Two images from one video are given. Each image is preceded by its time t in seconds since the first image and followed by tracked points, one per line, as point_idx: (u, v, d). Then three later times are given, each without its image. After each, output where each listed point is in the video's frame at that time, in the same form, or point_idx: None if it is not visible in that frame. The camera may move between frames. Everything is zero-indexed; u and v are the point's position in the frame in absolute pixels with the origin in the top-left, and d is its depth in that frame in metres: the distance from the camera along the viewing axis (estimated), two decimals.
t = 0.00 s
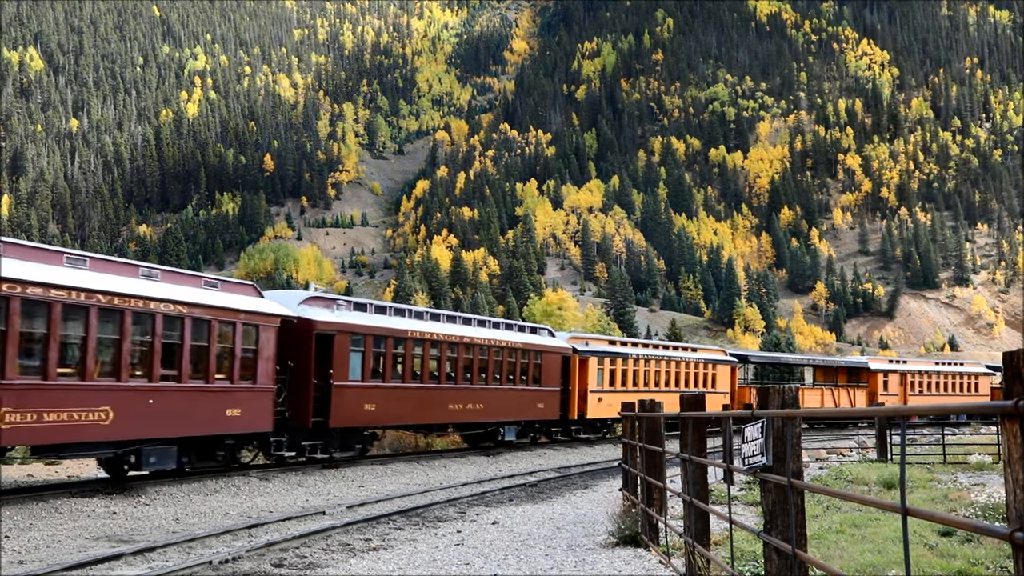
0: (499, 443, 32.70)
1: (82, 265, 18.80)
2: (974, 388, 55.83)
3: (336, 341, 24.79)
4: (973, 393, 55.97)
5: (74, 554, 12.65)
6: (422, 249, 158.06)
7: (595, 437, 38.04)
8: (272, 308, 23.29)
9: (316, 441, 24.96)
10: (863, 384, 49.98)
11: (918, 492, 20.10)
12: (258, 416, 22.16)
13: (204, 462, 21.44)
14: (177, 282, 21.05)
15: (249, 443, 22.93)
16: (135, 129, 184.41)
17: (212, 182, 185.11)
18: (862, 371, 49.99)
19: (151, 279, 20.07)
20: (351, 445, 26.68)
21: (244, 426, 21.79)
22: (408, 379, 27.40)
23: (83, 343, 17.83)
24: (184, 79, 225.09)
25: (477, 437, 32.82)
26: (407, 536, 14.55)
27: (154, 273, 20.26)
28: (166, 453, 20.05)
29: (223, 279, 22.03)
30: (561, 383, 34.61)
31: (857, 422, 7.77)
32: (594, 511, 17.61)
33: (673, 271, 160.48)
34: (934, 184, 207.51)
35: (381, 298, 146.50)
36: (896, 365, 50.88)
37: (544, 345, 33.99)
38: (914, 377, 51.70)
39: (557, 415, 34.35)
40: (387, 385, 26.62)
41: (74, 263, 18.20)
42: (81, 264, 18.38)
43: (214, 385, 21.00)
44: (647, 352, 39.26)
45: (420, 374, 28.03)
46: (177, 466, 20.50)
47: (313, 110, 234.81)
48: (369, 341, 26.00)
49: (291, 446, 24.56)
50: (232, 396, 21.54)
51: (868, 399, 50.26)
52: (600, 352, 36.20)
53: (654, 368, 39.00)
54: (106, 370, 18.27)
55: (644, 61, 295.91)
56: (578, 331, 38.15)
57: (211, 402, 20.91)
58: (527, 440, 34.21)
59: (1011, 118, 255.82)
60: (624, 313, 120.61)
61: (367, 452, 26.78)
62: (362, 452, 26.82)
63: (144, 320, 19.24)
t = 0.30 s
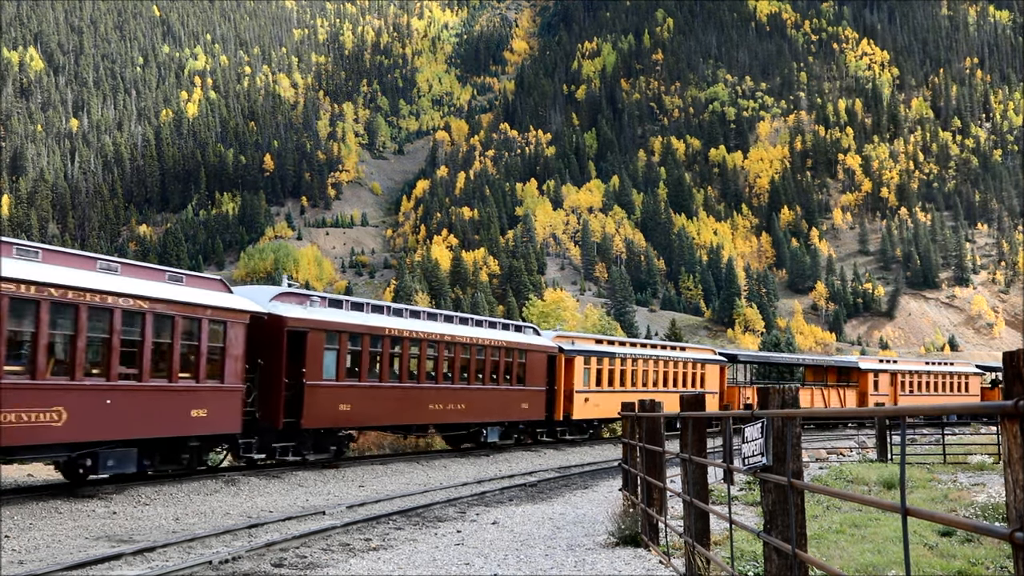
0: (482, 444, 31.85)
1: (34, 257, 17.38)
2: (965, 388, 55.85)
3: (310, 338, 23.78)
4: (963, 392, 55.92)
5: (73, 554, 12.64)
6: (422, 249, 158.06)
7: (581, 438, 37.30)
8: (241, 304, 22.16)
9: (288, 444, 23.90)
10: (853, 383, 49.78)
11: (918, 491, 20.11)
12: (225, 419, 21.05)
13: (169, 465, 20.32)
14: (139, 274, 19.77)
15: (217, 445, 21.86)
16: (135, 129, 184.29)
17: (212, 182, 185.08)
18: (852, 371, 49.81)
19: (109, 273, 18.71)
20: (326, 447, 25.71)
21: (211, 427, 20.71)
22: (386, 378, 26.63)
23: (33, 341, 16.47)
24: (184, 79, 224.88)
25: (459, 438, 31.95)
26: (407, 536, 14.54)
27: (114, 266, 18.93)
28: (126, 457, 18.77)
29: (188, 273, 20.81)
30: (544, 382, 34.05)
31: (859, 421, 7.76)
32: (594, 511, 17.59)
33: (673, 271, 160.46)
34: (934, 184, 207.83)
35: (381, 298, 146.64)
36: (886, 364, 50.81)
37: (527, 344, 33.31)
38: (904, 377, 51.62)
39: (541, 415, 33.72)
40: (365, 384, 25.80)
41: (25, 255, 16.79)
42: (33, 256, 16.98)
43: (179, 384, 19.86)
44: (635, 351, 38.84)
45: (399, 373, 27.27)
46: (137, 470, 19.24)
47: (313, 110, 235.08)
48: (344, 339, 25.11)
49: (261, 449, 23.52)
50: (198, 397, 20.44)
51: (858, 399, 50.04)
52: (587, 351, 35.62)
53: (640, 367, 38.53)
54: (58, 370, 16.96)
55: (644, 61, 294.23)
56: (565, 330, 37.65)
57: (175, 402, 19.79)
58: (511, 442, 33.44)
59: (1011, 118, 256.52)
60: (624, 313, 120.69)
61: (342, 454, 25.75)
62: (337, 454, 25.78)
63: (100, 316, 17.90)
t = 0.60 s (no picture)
0: (466, 446, 31.34)
1: None
2: (957, 388, 55.80)
3: (286, 338, 23.23)
4: (955, 392, 55.92)
5: (74, 554, 12.65)
6: (422, 249, 157.97)
7: (568, 440, 36.62)
8: (212, 300, 21.67)
9: (262, 445, 23.46)
10: (844, 383, 49.55)
11: (918, 491, 20.10)
12: (193, 420, 20.58)
13: (133, 468, 19.93)
14: (104, 269, 19.27)
15: (186, 448, 21.41)
16: (135, 129, 184.33)
17: (212, 182, 185.03)
18: (844, 370, 49.53)
19: (69, 266, 18.23)
20: (303, 449, 25.22)
21: (179, 428, 20.26)
22: (365, 378, 25.97)
23: None
24: (184, 79, 224.83)
25: (443, 440, 31.42)
26: (407, 537, 14.53)
27: (76, 260, 18.46)
28: (86, 460, 18.48)
29: (156, 268, 20.33)
30: (532, 382, 33.45)
31: (859, 422, 7.77)
32: (594, 511, 17.60)
33: (674, 271, 160.47)
34: (935, 183, 208.01)
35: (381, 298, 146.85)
36: (878, 365, 50.70)
37: (515, 344, 32.78)
38: (895, 376, 51.52)
39: (528, 416, 33.11)
40: (342, 384, 25.14)
41: None
42: None
43: (143, 383, 19.35)
44: (625, 351, 38.40)
45: (379, 373, 26.62)
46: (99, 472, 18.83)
47: (313, 110, 235.09)
48: (322, 338, 24.49)
49: (234, 450, 23.02)
50: (165, 396, 19.96)
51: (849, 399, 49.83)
52: (575, 351, 35.11)
53: (629, 366, 38.07)
54: (14, 367, 16.50)
55: (644, 61, 293.73)
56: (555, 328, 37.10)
57: (141, 401, 19.30)
58: (497, 443, 32.90)
59: (1011, 118, 256.46)
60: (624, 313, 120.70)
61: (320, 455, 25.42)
62: (314, 456, 25.45)
63: (58, 310, 17.40)
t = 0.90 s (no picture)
0: (448, 448, 30.41)
1: None
2: (947, 388, 55.73)
3: (258, 336, 22.03)
4: (945, 392, 55.87)
5: (74, 554, 12.62)
6: (422, 249, 158.06)
7: (554, 441, 35.83)
8: (176, 295, 20.46)
9: (231, 448, 22.24)
10: (835, 383, 49.15)
11: (918, 491, 20.14)
12: (153, 421, 19.40)
13: (92, 472, 18.70)
14: (57, 260, 18.08)
15: (148, 450, 20.26)
16: (135, 129, 184.65)
17: (212, 182, 185.04)
18: (834, 370, 49.11)
19: (18, 257, 17.01)
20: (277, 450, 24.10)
21: (139, 430, 19.08)
22: (342, 377, 24.93)
23: None
24: (184, 79, 225.15)
25: (425, 441, 30.49)
26: (407, 536, 14.54)
27: (29, 252, 17.29)
28: (38, 463, 17.20)
29: (116, 260, 19.19)
30: (516, 382, 32.52)
31: (860, 423, 7.74)
32: (594, 512, 17.58)
33: (674, 271, 160.49)
34: (935, 183, 208.23)
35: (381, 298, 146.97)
36: (869, 365, 50.50)
37: (498, 342, 31.81)
38: (885, 375, 51.32)
39: (512, 417, 32.17)
40: (317, 383, 24.09)
41: None
42: None
43: (102, 382, 18.22)
44: (611, 350, 37.70)
45: (357, 371, 25.58)
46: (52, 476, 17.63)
47: (313, 110, 235.47)
48: (296, 335, 23.40)
49: (200, 452, 21.99)
50: (125, 396, 18.79)
51: (839, 400, 49.51)
52: (560, 350, 34.34)
53: (614, 365, 37.45)
54: None
55: (645, 61, 293.93)
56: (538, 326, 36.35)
57: (99, 402, 18.13)
58: (479, 443, 31.92)
59: (1010, 119, 256.81)
60: (624, 312, 120.69)
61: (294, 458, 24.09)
62: (287, 458, 24.16)
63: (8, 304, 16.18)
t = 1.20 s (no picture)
0: (430, 450, 29.68)
1: None
2: (939, 388, 55.91)
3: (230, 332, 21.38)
4: (936, 392, 55.91)
5: (74, 554, 12.63)
6: (422, 249, 158.22)
7: (541, 442, 35.33)
8: (143, 291, 19.69)
9: (201, 450, 21.41)
10: (826, 382, 49.15)
11: (917, 491, 20.18)
12: (116, 421, 18.62)
13: (53, 475, 17.95)
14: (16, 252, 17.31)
15: (113, 451, 19.51)
16: (135, 128, 184.99)
17: (212, 181, 185.14)
18: (825, 370, 49.15)
19: None
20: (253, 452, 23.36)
21: (103, 431, 18.34)
22: (319, 376, 24.40)
23: None
24: (184, 79, 225.50)
25: (407, 443, 29.88)
26: (407, 536, 14.54)
27: None
28: None
29: (77, 253, 18.39)
30: (500, 382, 31.99)
31: (861, 422, 7.75)
32: (593, 511, 17.62)
33: (673, 271, 160.48)
34: (935, 184, 208.80)
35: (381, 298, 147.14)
36: (860, 364, 50.55)
37: (482, 340, 31.28)
38: (877, 375, 51.33)
39: (496, 417, 31.68)
40: (293, 383, 23.52)
41: None
42: None
43: (60, 381, 17.44)
44: (599, 349, 37.32)
45: (335, 369, 25.05)
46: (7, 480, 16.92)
47: (314, 110, 235.78)
48: (271, 333, 22.84)
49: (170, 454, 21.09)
50: (86, 397, 18.07)
51: (831, 399, 49.52)
52: (546, 349, 33.94)
53: (601, 365, 37.11)
54: None
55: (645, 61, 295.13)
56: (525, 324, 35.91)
57: (57, 401, 17.39)
58: (463, 444, 31.36)
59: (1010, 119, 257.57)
60: (624, 313, 120.63)
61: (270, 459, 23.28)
62: (262, 460, 23.37)
63: None
